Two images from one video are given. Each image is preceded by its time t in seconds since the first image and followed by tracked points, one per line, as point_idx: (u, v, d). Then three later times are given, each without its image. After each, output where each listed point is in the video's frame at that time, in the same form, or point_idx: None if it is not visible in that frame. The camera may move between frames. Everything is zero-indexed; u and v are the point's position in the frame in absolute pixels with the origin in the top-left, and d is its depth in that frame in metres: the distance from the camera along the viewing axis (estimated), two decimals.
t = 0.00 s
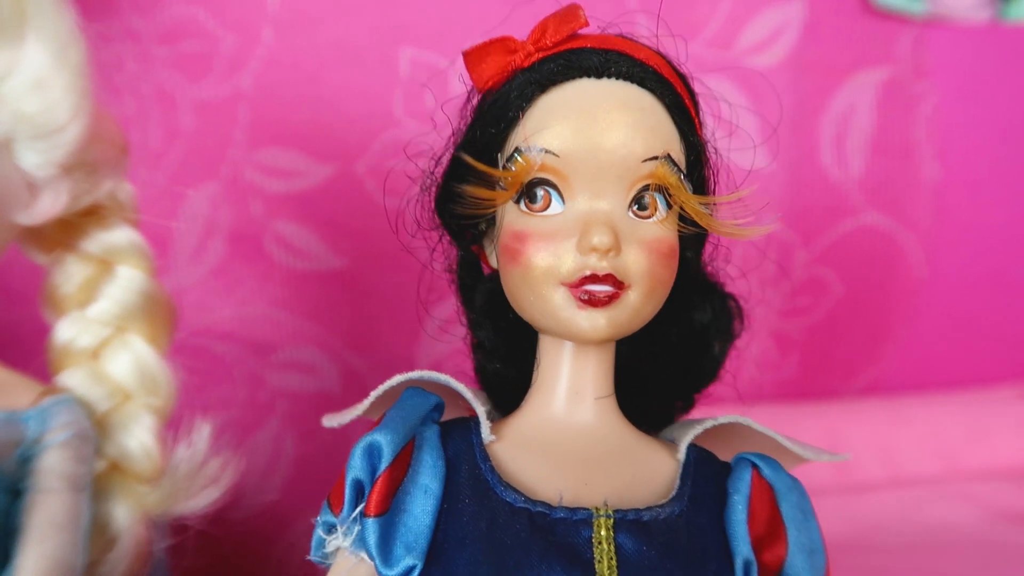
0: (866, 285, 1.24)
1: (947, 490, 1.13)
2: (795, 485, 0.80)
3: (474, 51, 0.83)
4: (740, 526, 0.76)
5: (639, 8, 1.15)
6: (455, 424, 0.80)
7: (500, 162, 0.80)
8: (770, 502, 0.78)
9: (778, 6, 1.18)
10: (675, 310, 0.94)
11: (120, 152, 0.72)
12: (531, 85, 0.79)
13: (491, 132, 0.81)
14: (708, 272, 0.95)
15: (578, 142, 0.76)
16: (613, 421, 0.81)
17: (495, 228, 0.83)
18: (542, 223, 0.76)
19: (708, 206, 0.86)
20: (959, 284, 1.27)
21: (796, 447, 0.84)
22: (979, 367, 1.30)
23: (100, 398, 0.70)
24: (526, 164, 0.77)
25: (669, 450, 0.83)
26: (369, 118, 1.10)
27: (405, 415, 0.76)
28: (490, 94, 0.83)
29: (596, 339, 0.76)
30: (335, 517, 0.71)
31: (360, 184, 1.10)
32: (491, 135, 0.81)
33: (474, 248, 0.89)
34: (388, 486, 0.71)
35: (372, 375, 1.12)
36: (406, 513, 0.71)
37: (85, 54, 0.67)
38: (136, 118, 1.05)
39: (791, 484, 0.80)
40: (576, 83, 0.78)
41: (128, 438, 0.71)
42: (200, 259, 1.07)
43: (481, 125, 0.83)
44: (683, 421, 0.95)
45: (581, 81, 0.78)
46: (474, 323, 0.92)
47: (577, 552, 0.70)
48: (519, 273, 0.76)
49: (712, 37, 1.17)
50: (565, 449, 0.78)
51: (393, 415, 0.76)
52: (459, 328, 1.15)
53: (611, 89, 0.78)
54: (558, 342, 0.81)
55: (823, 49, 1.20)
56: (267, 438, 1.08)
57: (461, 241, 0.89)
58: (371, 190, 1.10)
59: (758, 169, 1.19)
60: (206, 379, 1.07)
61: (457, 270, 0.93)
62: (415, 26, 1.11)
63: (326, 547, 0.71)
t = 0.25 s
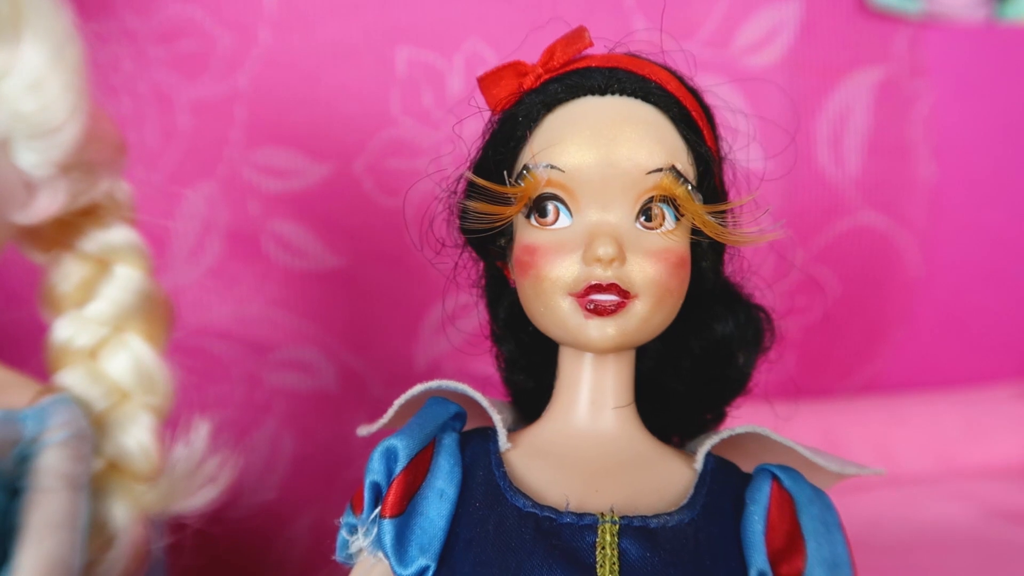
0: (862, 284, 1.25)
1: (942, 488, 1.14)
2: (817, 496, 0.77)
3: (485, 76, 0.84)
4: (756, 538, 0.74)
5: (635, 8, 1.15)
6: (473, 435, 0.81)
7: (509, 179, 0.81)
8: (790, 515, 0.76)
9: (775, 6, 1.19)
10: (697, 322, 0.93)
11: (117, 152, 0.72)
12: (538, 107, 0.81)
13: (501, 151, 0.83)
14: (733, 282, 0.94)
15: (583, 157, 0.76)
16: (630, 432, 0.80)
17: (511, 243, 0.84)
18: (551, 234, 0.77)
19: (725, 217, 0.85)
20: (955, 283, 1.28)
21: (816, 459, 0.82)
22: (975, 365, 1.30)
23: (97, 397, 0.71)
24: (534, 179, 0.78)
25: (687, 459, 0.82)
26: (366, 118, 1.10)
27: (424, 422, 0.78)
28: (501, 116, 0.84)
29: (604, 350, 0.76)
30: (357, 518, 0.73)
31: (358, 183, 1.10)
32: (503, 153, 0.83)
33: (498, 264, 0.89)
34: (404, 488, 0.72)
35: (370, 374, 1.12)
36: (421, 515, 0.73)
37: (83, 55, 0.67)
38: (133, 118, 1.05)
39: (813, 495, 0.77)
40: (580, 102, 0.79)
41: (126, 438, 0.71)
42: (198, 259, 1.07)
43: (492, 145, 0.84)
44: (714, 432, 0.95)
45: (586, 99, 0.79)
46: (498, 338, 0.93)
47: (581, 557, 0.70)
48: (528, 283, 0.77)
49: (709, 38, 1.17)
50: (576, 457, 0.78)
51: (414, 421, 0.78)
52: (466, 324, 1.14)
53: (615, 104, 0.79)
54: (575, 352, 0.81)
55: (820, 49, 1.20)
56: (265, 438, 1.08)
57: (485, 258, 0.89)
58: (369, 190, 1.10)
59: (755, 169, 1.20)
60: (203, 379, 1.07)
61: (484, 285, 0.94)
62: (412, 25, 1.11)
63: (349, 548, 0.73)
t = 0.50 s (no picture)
0: (862, 284, 1.24)
1: (943, 488, 1.14)
2: (809, 492, 0.78)
3: (476, 72, 0.83)
4: (750, 532, 0.74)
5: (635, 8, 1.15)
6: (467, 431, 0.81)
7: (501, 175, 0.81)
8: (783, 509, 0.76)
9: (774, 7, 1.19)
10: (687, 318, 0.93)
11: (117, 151, 0.72)
12: (530, 103, 0.80)
13: (493, 147, 0.83)
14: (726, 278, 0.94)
15: (574, 153, 0.76)
16: (623, 428, 0.80)
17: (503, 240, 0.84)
18: (544, 230, 0.77)
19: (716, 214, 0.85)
20: (956, 283, 1.28)
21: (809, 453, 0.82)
22: (976, 365, 1.30)
23: (96, 396, 0.71)
24: (526, 176, 0.78)
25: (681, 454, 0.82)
26: (366, 117, 1.10)
27: (418, 419, 0.78)
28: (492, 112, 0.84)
29: (596, 347, 0.76)
30: (349, 516, 0.73)
31: (358, 183, 1.10)
32: (494, 150, 0.83)
33: (490, 261, 0.89)
34: (397, 486, 0.72)
35: (370, 374, 1.12)
36: (414, 513, 0.73)
37: (83, 54, 0.67)
38: (132, 117, 1.05)
39: (805, 490, 0.78)
40: (571, 99, 0.79)
41: (125, 437, 0.71)
42: (197, 259, 1.07)
43: (483, 141, 0.84)
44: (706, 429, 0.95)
45: (577, 95, 0.79)
46: (490, 335, 0.92)
47: (576, 554, 0.70)
48: (521, 280, 0.77)
49: (708, 38, 1.17)
50: (570, 455, 0.78)
51: (406, 419, 0.78)
52: (465, 322, 1.14)
53: (607, 101, 0.79)
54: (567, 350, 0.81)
55: (820, 48, 1.20)
56: (264, 438, 1.08)
57: (477, 254, 0.89)
58: (368, 189, 1.10)
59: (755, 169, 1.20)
60: (203, 379, 1.07)
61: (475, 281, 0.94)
62: (412, 24, 1.11)
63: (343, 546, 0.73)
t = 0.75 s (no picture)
0: (862, 282, 1.24)
1: (943, 487, 1.13)
2: (809, 481, 0.78)
3: (478, 36, 0.83)
4: (749, 524, 0.75)
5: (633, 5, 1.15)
6: (460, 415, 0.79)
7: (503, 150, 0.80)
8: (782, 500, 0.77)
9: (773, 4, 1.18)
10: (688, 300, 0.93)
11: (112, 150, 0.72)
12: (535, 72, 0.80)
13: (495, 120, 0.82)
14: (726, 261, 0.94)
15: (580, 129, 0.76)
16: (621, 416, 0.80)
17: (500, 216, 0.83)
18: (547, 210, 0.76)
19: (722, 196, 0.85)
20: (956, 280, 1.27)
21: (809, 443, 0.83)
22: (976, 363, 1.29)
23: (92, 396, 0.70)
24: (530, 151, 0.77)
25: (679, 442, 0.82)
26: (364, 116, 1.09)
27: (408, 404, 0.76)
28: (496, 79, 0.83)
29: (599, 331, 0.76)
30: (337, 504, 0.71)
31: (355, 182, 1.09)
32: (495, 122, 0.82)
33: (484, 236, 0.88)
34: (388, 475, 0.71)
35: (368, 373, 1.12)
36: (405, 502, 0.72)
37: (76, 51, 0.67)
38: (129, 116, 1.05)
39: (805, 480, 0.78)
40: (580, 70, 0.79)
41: (121, 436, 0.71)
42: (194, 258, 1.07)
43: (485, 112, 0.83)
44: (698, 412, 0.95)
45: (587, 66, 0.79)
46: (482, 313, 0.91)
47: (576, 548, 0.70)
48: (522, 262, 0.76)
49: (707, 36, 1.17)
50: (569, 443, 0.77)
51: (396, 403, 0.76)
52: (462, 320, 1.15)
53: (617, 73, 0.78)
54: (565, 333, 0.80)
55: (819, 46, 1.20)
56: (262, 437, 1.08)
57: (470, 229, 0.89)
58: (366, 188, 1.10)
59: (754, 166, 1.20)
60: (200, 378, 1.07)
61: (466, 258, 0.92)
62: (409, 23, 1.10)
63: (329, 534, 0.72)
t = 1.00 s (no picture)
0: (862, 279, 1.24)
1: (941, 483, 1.14)
2: (812, 479, 0.78)
3: (484, 28, 0.83)
4: (753, 521, 0.74)
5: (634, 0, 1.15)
6: (462, 410, 0.80)
7: (508, 143, 0.80)
8: (785, 497, 0.77)
9: None
10: (693, 296, 0.93)
11: (111, 146, 0.72)
12: (543, 64, 0.79)
13: (500, 112, 0.82)
14: (732, 257, 0.94)
15: (588, 122, 0.75)
16: (626, 412, 0.81)
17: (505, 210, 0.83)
18: (553, 206, 0.76)
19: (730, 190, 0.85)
20: (955, 277, 1.27)
21: (811, 441, 0.84)
22: (975, 360, 1.30)
23: (92, 393, 0.70)
24: (536, 145, 0.77)
25: (682, 439, 0.82)
26: (363, 112, 1.09)
27: (411, 399, 0.76)
28: (503, 69, 0.83)
29: (605, 327, 0.76)
30: (340, 500, 0.71)
31: (355, 177, 1.09)
32: (501, 115, 0.82)
33: (487, 230, 0.88)
34: (391, 471, 0.71)
35: (367, 369, 1.12)
36: (409, 498, 0.71)
37: (75, 47, 0.67)
38: (128, 112, 1.04)
39: (808, 478, 0.78)
40: (588, 62, 0.78)
41: (121, 433, 0.71)
42: (194, 254, 1.07)
43: (490, 104, 0.83)
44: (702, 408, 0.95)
45: (595, 58, 0.78)
46: (486, 307, 0.92)
47: (580, 544, 0.70)
48: (529, 257, 0.76)
49: (707, 32, 1.17)
50: (573, 439, 0.78)
51: (399, 399, 0.76)
52: (463, 316, 1.15)
53: (625, 66, 0.78)
54: (570, 327, 0.81)
55: (819, 42, 1.20)
56: (262, 433, 1.08)
57: (474, 224, 0.89)
58: (366, 184, 1.10)
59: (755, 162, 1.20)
60: (199, 374, 1.07)
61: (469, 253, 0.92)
62: (409, 18, 1.10)
63: (331, 529, 0.71)
